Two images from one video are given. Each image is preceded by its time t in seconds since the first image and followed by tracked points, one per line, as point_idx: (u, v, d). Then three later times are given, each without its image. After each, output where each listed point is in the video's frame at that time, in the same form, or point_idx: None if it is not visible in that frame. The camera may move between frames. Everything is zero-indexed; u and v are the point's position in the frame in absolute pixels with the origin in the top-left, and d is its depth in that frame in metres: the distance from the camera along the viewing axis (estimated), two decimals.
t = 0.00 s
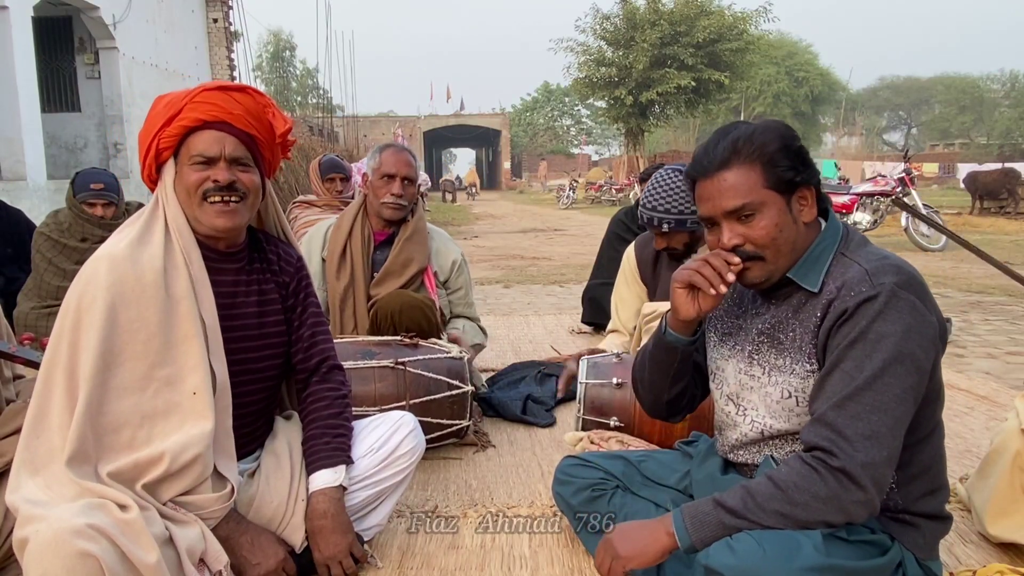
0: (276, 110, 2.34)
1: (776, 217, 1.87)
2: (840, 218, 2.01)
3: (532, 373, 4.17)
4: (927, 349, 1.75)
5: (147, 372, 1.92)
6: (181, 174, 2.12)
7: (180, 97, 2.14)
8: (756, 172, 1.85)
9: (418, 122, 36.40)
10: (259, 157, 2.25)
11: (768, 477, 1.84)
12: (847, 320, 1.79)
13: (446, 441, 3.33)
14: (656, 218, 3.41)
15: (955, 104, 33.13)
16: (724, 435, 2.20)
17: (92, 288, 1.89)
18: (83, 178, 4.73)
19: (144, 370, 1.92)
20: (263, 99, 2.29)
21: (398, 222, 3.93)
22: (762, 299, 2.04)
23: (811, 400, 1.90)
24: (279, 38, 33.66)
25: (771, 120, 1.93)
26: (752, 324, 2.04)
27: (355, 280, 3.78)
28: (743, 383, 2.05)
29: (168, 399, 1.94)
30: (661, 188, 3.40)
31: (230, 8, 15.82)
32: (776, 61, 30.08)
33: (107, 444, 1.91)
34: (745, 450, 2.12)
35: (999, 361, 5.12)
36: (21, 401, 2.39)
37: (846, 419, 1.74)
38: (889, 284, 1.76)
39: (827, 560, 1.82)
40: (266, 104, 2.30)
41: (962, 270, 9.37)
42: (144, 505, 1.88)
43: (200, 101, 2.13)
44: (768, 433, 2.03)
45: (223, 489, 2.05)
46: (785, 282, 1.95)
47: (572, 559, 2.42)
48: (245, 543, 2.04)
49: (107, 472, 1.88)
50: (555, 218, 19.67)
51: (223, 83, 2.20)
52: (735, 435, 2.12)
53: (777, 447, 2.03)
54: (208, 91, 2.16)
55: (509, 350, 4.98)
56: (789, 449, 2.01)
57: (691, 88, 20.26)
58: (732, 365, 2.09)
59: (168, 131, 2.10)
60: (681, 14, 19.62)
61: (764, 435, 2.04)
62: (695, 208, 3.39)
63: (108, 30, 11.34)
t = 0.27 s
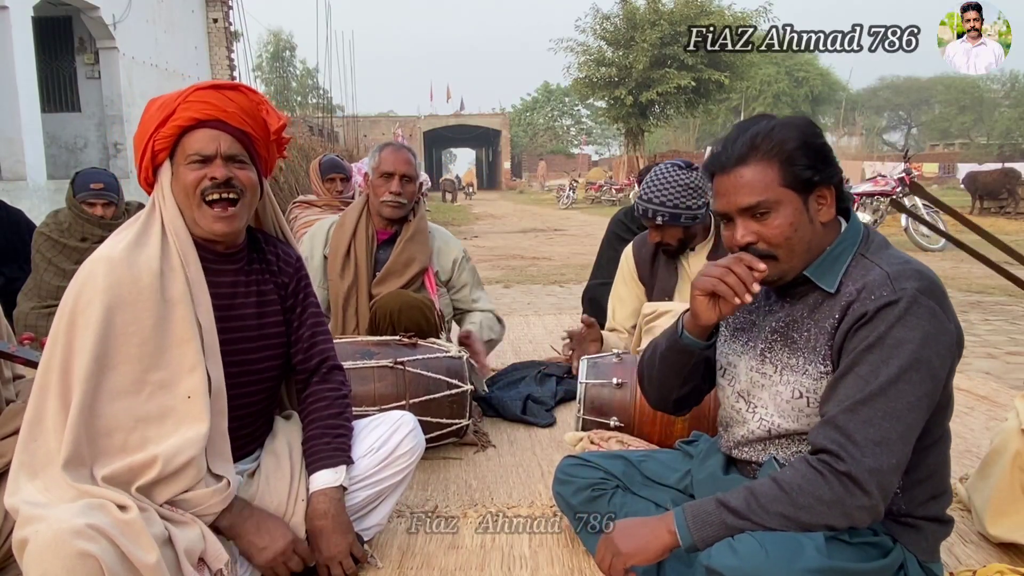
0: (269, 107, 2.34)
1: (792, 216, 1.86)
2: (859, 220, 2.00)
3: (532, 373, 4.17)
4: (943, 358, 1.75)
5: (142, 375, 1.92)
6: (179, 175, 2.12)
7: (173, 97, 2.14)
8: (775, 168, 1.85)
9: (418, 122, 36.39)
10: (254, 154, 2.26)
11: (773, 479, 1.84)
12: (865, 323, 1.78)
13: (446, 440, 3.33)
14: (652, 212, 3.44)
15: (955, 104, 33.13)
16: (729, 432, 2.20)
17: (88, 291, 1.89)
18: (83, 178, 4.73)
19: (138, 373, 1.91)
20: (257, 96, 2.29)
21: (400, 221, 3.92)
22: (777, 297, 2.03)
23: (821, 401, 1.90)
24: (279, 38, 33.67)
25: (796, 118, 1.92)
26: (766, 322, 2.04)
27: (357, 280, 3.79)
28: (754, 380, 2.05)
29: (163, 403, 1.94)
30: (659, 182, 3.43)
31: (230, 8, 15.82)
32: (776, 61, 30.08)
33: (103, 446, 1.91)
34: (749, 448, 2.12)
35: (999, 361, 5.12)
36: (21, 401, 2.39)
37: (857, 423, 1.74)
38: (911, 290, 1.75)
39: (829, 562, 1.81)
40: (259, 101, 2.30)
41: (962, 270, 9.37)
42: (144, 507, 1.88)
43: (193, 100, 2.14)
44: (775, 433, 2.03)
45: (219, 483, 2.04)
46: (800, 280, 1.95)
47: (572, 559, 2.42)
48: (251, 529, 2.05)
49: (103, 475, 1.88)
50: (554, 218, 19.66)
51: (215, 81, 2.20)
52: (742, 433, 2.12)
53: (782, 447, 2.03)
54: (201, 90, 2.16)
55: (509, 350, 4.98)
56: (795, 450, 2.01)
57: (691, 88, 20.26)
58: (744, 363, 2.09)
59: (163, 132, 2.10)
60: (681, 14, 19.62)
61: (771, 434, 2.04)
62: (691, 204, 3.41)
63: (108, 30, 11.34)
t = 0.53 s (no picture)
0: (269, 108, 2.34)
1: (806, 224, 1.86)
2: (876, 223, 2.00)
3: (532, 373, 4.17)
4: (955, 367, 1.75)
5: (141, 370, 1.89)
6: (178, 175, 2.12)
7: (173, 98, 2.14)
8: (789, 176, 1.83)
9: (418, 122, 36.38)
10: (253, 156, 2.26)
11: (775, 481, 1.85)
12: (879, 328, 1.78)
13: (446, 441, 3.33)
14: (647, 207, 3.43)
15: (955, 104, 33.15)
16: (733, 430, 2.21)
17: (86, 290, 1.88)
18: (83, 178, 4.74)
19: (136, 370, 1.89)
20: (258, 98, 2.29)
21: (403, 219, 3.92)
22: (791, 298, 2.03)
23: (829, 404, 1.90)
24: (279, 38, 33.69)
25: (814, 119, 1.91)
26: (776, 322, 2.04)
27: (359, 279, 3.79)
28: (761, 380, 2.05)
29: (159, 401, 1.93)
30: (655, 177, 3.43)
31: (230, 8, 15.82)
32: (776, 61, 30.09)
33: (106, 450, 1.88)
34: (753, 447, 2.12)
35: (999, 361, 5.12)
36: (21, 401, 2.40)
37: (864, 428, 1.74)
38: (927, 298, 1.75)
39: (830, 564, 1.81)
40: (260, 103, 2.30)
41: (962, 270, 9.37)
42: (144, 505, 1.88)
43: (194, 101, 2.13)
44: (780, 433, 2.03)
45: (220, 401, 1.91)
46: (813, 282, 1.95)
47: (572, 559, 2.42)
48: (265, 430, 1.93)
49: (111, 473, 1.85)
50: (554, 218, 19.66)
51: (215, 82, 2.19)
52: (746, 432, 2.12)
53: (786, 448, 2.03)
54: (202, 91, 2.16)
55: (509, 350, 4.98)
56: (798, 451, 2.01)
57: (691, 88, 20.26)
58: (752, 362, 2.09)
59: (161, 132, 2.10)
60: (681, 14, 19.62)
61: (775, 435, 2.04)
62: (686, 201, 3.41)
63: (109, 31, 11.34)
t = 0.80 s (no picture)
0: (268, 107, 2.34)
1: (818, 222, 1.84)
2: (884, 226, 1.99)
3: (532, 373, 4.17)
4: (963, 372, 1.75)
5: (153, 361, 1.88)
6: (178, 175, 2.12)
7: (172, 99, 2.14)
8: (804, 173, 1.83)
9: (418, 122, 36.38)
10: (253, 155, 2.26)
11: (778, 482, 1.86)
12: (888, 331, 1.78)
13: (446, 440, 3.33)
14: (650, 204, 3.43)
15: (955, 104, 33.15)
16: (736, 430, 2.21)
17: (93, 288, 1.88)
18: (83, 179, 4.74)
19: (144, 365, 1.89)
20: (257, 98, 2.29)
21: (401, 219, 3.91)
22: (797, 300, 2.03)
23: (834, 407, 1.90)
24: (279, 39, 33.70)
25: (825, 118, 1.90)
26: (782, 323, 2.04)
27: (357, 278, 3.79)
28: (767, 381, 2.05)
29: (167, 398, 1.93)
30: (658, 175, 3.44)
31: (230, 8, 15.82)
32: (776, 61, 30.10)
33: (127, 447, 1.86)
34: (755, 447, 2.13)
35: (999, 361, 5.12)
36: (22, 401, 2.40)
37: (869, 432, 1.74)
38: (937, 302, 1.74)
39: (832, 565, 1.80)
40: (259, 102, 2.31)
41: (962, 270, 9.37)
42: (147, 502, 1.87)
43: (193, 101, 2.13)
44: (784, 434, 2.03)
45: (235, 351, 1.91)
46: (821, 283, 1.94)
47: (572, 559, 2.42)
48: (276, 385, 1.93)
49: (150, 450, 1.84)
50: (554, 218, 19.66)
51: (214, 82, 2.20)
52: (749, 432, 2.12)
53: (789, 448, 2.04)
54: (201, 91, 2.16)
55: (509, 350, 4.98)
56: (802, 452, 2.01)
57: (691, 88, 20.26)
58: (759, 363, 2.09)
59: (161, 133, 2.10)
60: (681, 14, 19.62)
61: (779, 436, 2.04)
62: (690, 197, 3.40)
63: (109, 31, 11.34)
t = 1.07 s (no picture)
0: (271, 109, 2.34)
1: (828, 218, 1.85)
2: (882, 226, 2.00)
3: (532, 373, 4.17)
4: (964, 373, 1.75)
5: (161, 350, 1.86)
6: (179, 175, 2.12)
7: (175, 99, 2.14)
8: (815, 168, 1.84)
9: (418, 122, 36.38)
10: (256, 156, 2.26)
11: (779, 483, 1.86)
12: (889, 334, 1.77)
13: (446, 440, 3.33)
14: (653, 203, 3.42)
15: (955, 104, 33.15)
16: (740, 433, 2.21)
17: (96, 283, 1.88)
18: (83, 179, 4.74)
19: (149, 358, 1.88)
20: (260, 99, 2.29)
21: (404, 220, 3.91)
22: (794, 301, 2.02)
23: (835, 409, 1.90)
24: (279, 38, 33.71)
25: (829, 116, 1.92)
26: (781, 327, 2.03)
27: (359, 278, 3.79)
28: (771, 386, 2.05)
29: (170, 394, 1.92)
30: (663, 173, 3.42)
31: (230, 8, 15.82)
32: (776, 61, 30.10)
33: (141, 432, 1.83)
34: (757, 449, 2.13)
35: (999, 361, 5.12)
36: (22, 401, 2.40)
37: (871, 435, 1.74)
38: (938, 304, 1.74)
39: (832, 566, 1.79)
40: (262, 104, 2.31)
41: (962, 270, 9.37)
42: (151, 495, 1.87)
43: (196, 102, 2.14)
44: (785, 437, 2.03)
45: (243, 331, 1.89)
46: (822, 287, 1.93)
47: (572, 559, 2.42)
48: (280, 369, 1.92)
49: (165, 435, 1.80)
50: (554, 218, 19.65)
51: (217, 83, 2.20)
52: (752, 435, 2.13)
53: (791, 451, 2.04)
54: (204, 91, 2.16)
55: (509, 350, 4.99)
56: (803, 455, 2.02)
57: (691, 88, 20.25)
58: (761, 367, 2.09)
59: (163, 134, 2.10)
60: (681, 14, 19.61)
61: (780, 439, 2.04)
62: (692, 197, 3.40)
63: (109, 31, 11.34)
